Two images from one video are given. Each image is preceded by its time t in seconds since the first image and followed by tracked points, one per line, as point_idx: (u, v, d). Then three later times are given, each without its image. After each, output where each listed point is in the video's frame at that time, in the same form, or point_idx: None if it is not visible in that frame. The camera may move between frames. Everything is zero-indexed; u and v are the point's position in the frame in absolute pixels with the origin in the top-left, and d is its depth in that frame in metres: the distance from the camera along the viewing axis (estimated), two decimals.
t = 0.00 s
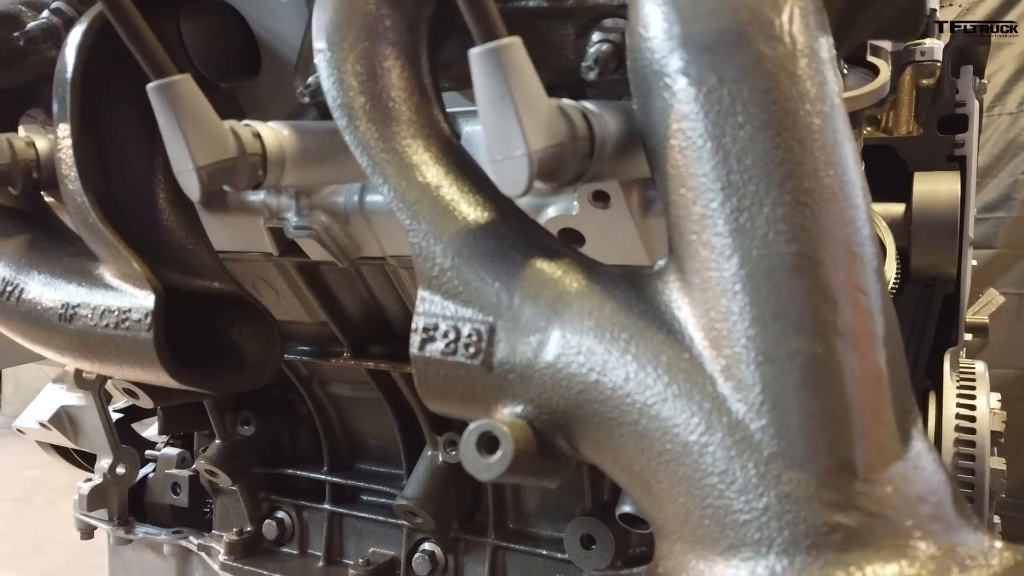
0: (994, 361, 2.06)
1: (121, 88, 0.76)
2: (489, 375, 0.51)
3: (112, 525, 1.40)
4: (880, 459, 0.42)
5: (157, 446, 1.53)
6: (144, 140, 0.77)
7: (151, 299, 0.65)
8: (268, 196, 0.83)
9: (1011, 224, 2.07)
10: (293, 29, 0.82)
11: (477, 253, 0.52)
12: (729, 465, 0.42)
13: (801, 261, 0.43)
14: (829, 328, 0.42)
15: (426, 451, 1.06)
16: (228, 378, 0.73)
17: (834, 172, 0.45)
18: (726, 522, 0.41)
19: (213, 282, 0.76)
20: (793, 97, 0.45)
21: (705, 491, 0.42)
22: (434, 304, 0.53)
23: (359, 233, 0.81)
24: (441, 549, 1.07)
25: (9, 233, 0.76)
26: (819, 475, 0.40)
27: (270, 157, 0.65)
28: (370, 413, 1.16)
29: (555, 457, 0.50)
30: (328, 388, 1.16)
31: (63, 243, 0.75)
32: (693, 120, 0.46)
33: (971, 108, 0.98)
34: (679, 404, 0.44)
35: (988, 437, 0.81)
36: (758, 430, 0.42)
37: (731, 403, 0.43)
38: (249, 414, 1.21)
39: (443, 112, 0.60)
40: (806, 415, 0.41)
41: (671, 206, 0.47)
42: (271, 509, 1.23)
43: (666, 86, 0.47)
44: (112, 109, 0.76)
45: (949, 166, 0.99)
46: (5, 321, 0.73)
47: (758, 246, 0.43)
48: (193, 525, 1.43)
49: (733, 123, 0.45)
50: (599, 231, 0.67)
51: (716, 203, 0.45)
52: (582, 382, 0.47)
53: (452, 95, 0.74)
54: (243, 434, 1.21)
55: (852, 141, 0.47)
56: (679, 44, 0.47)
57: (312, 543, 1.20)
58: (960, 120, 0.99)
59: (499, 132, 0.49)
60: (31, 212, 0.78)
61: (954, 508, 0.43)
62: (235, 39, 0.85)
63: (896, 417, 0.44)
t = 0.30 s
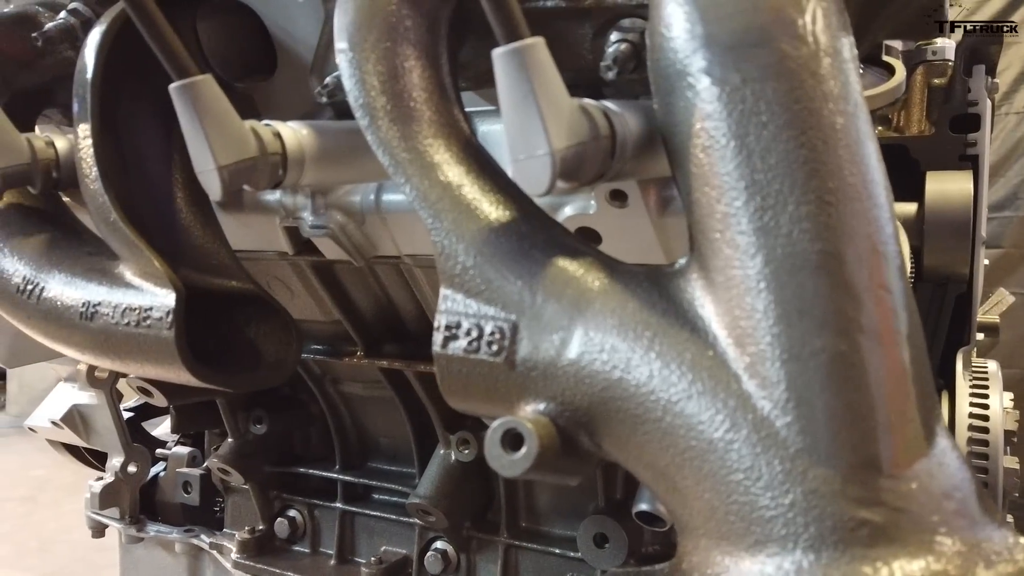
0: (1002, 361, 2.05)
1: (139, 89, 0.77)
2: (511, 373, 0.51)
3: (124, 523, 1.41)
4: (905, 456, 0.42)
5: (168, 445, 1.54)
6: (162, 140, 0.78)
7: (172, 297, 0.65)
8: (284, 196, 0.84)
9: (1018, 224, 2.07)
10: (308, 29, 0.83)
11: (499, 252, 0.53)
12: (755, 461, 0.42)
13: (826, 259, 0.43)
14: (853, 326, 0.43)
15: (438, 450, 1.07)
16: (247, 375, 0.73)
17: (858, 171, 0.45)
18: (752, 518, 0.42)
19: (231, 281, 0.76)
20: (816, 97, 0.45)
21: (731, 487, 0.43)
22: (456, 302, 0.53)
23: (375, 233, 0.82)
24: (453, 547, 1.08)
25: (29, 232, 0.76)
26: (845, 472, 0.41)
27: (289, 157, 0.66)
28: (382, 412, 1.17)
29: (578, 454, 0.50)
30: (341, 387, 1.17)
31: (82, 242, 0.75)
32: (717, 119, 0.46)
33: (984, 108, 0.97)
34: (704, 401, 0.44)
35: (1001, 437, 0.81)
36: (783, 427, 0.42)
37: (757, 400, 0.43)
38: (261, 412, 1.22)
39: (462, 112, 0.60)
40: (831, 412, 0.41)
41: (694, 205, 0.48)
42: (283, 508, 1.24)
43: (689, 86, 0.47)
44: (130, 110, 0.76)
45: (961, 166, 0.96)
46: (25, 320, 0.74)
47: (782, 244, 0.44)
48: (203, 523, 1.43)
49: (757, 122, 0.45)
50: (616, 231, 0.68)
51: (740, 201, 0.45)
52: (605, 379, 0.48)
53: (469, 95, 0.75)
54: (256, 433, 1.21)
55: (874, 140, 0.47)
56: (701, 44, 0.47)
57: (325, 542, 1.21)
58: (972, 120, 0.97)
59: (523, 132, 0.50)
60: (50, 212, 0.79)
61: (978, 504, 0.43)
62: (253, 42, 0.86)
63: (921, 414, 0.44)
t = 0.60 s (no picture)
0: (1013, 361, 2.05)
1: (161, 88, 0.77)
2: (541, 369, 0.51)
3: (138, 521, 1.41)
4: (940, 450, 0.43)
5: (181, 443, 1.54)
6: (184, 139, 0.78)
7: (198, 294, 0.66)
8: (303, 194, 0.84)
9: None
10: (328, 27, 0.83)
11: (528, 249, 0.53)
12: (789, 456, 0.42)
13: (859, 256, 0.43)
14: (887, 321, 0.43)
15: (455, 448, 1.07)
16: (270, 372, 0.73)
17: (890, 167, 0.45)
18: (786, 512, 0.42)
19: (253, 278, 0.76)
20: (848, 94, 0.45)
21: (765, 482, 0.43)
22: (485, 299, 0.53)
23: (395, 230, 0.82)
24: (469, 545, 1.08)
25: (53, 229, 0.77)
26: (880, 466, 0.41)
27: (315, 154, 0.66)
28: (398, 410, 1.17)
29: (608, 449, 0.50)
30: (356, 384, 1.18)
31: (106, 240, 0.76)
32: (749, 116, 0.46)
33: (1000, 106, 0.95)
34: (737, 396, 0.44)
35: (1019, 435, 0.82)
36: (818, 422, 0.42)
37: (791, 395, 0.43)
38: (277, 410, 1.23)
39: (488, 109, 0.61)
40: (866, 407, 0.42)
41: (725, 202, 0.48)
42: (297, 505, 1.24)
43: (720, 83, 0.48)
44: (152, 107, 0.77)
45: (978, 164, 0.94)
46: (50, 317, 0.74)
47: (815, 239, 0.44)
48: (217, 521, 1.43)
49: (790, 119, 0.45)
50: (639, 228, 0.68)
51: (772, 198, 0.45)
52: (636, 375, 0.48)
53: (493, 93, 0.76)
54: (271, 430, 1.23)
55: (905, 136, 0.48)
56: (732, 41, 0.47)
57: (340, 540, 1.21)
58: (988, 118, 0.95)
59: (553, 129, 0.50)
60: (75, 209, 0.80)
61: (1011, 498, 0.44)
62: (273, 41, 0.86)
63: (954, 410, 0.44)
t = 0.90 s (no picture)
0: None
1: (187, 87, 0.78)
2: (578, 367, 0.51)
3: (155, 520, 1.42)
4: (985, 448, 0.43)
5: (196, 442, 1.54)
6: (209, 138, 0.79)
7: (228, 292, 0.66)
8: (327, 193, 0.85)
9: None
10: (353, 27, 0.83)
11: (563, 247, 0.53)
12: (833, 454, 0.42)
13: (902, 253, 0.43)
14: (930, 319, 0.43)
15: (474, 447, 1.08)
16: (296, 371, 0.73)
17: (932, 165, 0.45)
18: (831, 510, 0.42)
19: (279, 277, 0.76)
20: (890, 91, 0.45)
21: (808, 480, 0.43)
22: (520, 297, 0.53)
23: (419, 229, 0.82)
24: (488, 545, 1.09)
25: (80, 227, 0.77)
26: (926, 464, 0.41)
27: (344, 153, 0.66)
28: (416, 409, 1.18)
29: (644, 447, 0.50)
30: (375, 383, 1.18)
31: (134, 238, 0.76)
32: (788, 114, 0.46)
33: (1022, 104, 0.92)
34: (779, 394, 0.44)
35: None
36: (862, 420, 0.42)
37: (834, 393, 0.43)
38: (295, 409, 1.22)
39: (520, 108, 0.60)
40: (910, 405, 0.42)
41: (764, 200, 0.48)
42: (315, 505, 1.24)
43: (760, 80, 0.48)
44: (179, 106, 0.77)
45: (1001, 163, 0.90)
46: (78, 316, 0.74)
47: (858, 237, 0.44)
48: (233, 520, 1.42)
49: (831, 116, 0.45)
50: (667, 226, 0.68)
51: (813, 195, 0.45)
52: (675, 373, 0.48)
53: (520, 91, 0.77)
54: (289, 429, 1.22)
55: (945, 133, 0.47)
56: (772, 39, 0.47)
57: (357, 539, 1.22)
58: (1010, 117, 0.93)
59: (590, 126, 0.50)
60: (101, 208, 0.80)
61: None
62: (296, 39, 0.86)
63: (998, 408, 0.44)
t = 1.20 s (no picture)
0: None
1: (214, 87, 0.78)
2: (618, 366, 0.51)
3: (173, 519, 1.42)
4: None
5: (212, 441, 1.54)
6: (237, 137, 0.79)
7: (261, 291, 0.66)
8: (353, 192, 0.85)
9: None
10: (379, 25, 0.83)
11: (603, 246, 0.52)
12: (883, 454, 0.42)
13: (952, 252, 0.43)
14: (981, 319, 0.43)
15: (496, 448, 1.07)
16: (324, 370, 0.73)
17: (981, 163, 0.45)
18: (881, 511, 0.42)
19: (308, 276, 0.76)
20: (938, 89, 0.45)
21: (857, 480, 0.43)
22: (559, 296, 0.53)
23: (446, 228, 0.82)
24: (509, 545, 1.09)
25: (109, 227, 0.77)
26: (978, 465, 0.41)
27: (377, 152, 0.66)
28: (436, 408, 1.18)
29: (685, 447, 0.50)
30: (395, 382, 1.18)
31: (163, 237, 0.76)
32: (834, 112, 0.46)
33: None
34: (826, 394, 0.44)
35: None
36: (913, 420, 0.42)
37: (883, 392, 0.43)
38: (315, 409, 1.22)
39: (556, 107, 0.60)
40: (963, 405, 0.42)
41: (809, 198, 0.48)
42: (334, 504, 1.24)
43: (805, 78, 0.47)
44: (207, 106, 0.77)
45: None
46: (108, 315, 0.74)
47: (907, 236, 0.44)
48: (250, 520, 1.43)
49: (879, 114, 0.45)
50: (699, 224, 0.68)
51: (860, 194, 0.45)
52: (719, 372, 0.47)
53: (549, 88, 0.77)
54: (310, 429, 1.22)
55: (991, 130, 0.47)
56: (817, 37, 0.47)
57: (376, 538, 1.22)
58: None
59: (631, 124, 0.50)
60: (128, 207, 0.80)
61: None
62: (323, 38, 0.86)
63: None
